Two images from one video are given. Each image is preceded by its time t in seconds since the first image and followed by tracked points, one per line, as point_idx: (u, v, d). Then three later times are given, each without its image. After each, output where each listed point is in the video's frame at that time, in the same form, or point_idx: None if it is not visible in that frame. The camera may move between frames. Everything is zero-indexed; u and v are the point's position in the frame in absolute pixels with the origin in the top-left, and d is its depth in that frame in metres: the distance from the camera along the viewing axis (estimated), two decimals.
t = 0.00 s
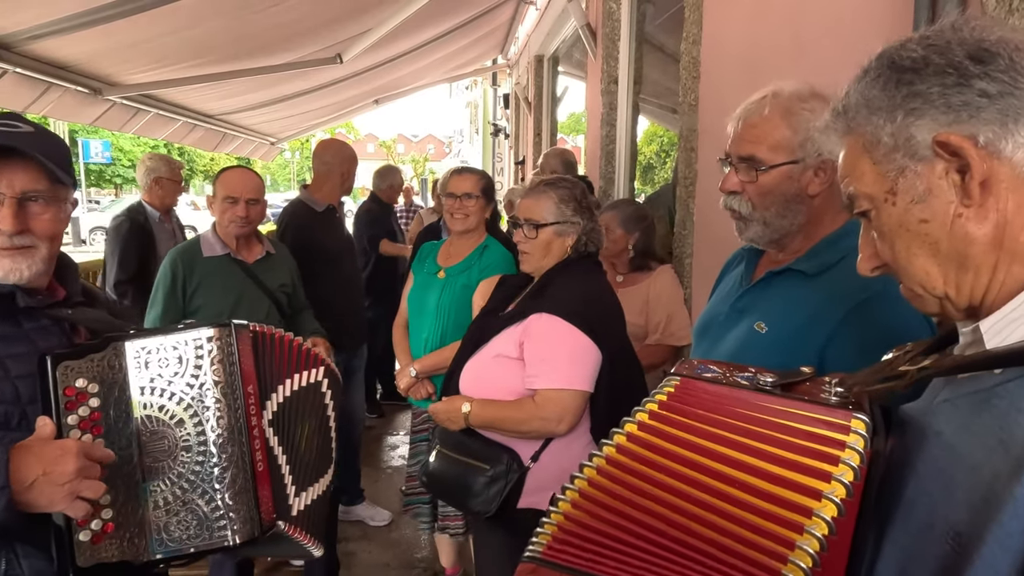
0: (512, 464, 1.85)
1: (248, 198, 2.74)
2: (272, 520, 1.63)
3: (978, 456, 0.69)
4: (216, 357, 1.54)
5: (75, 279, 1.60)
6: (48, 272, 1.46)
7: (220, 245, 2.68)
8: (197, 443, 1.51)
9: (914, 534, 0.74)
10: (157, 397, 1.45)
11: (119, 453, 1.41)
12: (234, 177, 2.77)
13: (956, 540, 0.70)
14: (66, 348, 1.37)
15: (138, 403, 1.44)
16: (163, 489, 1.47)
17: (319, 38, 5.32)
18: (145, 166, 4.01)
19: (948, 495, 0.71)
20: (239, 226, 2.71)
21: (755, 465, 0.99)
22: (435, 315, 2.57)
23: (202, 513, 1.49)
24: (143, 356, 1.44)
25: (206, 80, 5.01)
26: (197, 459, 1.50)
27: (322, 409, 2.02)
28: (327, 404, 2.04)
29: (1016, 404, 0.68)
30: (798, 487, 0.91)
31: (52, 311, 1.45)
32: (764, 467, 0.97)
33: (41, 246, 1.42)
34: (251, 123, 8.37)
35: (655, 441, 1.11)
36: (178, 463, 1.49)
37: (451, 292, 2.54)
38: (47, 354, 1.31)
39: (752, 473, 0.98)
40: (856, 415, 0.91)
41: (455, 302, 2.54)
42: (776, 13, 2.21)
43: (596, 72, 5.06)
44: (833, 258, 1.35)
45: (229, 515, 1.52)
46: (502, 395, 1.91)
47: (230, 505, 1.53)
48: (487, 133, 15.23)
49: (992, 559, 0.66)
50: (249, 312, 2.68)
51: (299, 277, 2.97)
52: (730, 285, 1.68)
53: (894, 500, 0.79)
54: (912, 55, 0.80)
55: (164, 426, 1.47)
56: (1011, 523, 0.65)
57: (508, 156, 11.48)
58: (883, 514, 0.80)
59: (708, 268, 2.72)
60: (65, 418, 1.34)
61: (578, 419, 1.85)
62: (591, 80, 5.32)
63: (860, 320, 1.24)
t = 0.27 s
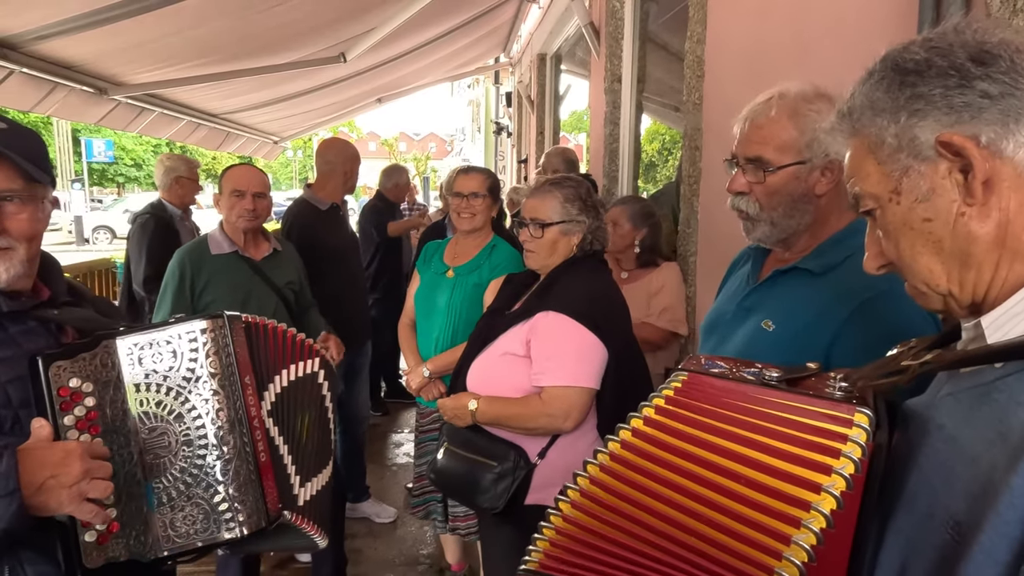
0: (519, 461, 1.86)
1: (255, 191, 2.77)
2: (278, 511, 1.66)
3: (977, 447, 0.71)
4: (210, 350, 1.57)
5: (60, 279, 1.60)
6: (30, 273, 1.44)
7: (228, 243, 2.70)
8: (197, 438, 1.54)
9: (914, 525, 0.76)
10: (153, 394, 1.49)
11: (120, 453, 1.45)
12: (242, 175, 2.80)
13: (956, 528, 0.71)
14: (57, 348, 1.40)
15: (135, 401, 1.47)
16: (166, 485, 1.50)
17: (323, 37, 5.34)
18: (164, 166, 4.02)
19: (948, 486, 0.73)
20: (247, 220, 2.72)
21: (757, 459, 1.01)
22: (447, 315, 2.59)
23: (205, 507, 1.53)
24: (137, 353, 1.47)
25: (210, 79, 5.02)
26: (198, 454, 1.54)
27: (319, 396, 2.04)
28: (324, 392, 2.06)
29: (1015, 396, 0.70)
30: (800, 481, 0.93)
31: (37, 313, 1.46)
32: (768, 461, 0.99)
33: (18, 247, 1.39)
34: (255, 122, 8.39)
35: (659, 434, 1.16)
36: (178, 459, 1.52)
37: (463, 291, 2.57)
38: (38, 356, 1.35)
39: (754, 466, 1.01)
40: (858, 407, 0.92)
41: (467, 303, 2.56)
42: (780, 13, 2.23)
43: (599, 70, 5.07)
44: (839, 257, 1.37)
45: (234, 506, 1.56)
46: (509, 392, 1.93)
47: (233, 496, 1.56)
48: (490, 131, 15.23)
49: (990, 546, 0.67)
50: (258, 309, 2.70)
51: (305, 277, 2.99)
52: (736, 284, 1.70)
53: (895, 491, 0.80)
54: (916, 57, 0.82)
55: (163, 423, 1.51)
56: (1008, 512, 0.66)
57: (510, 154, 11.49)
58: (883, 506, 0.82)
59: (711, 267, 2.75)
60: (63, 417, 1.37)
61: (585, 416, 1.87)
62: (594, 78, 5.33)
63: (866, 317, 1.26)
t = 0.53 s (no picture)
0: (525, 458, 1.88)
1: (262, 190, 2.78)
2: (284, 515, 1.70)
3: (977, 443, 0.73)
4: (215, 352, 1.60)
5: (60, 278, 1.51)
6: (15, 271, 1.36)
7: (234, 241, 2.72)
8: (202, 441, 1.56)
9: (917, 522, 0.78)
10: (157, 398, 1.49)
11: (124, 460, 1.43)
12: (250, 173, 2.81)
13: (957, 522, 0.74)
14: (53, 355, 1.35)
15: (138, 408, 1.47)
16: (171, 491, 1.51)
17: (327, 36, 5.35)
18: (182, 164, 4.02)
19: (949, 481, 0.75)
20: (255, 218, 2.75)
21: (758, 457, 1.02)
22: (447, 311, 2.61)
23: (212, 510, 1.55)
24: (139, 357, 1.48)
25: (214, 77, 5.04)
26: (202, 461, 1.56)
27: (320, 394, 2.05)
28: (325, 388, 2.05)
29: (1013, 393, 0.71)
30: (798, 477, 0.94)
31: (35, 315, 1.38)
32: (768, 458, 1.01)
33: None
34: (259, 120, 8.42)
35: (662, 432, 1.18)
36: (183, 465, 1.53)
37: (464, 288, 2.59)
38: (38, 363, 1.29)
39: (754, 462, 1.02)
40: (860, 404, 0.93)
41: (468, 301, 2.58)
42: (784, 12, 2.24)
43: (603, 68, 5.08)
44: (844, 257, 1.40)
45: (239, 509, 1.59)
46: (515, 390, 1.95)
47: (239, 499, 1.59)
48: (493, 129, 15.24)
49: (988, 540, 0.69)
50: (263, 308, 2.72)
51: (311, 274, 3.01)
52: (742, 282, 1.72)
53: (899, 486, 0.82)
54: (917, 59, 0.83)
55: (166, 428, 1.51)
56: (1006, 507, 0.68)
57: (513, 152, 11.49)
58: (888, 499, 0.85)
59: (714, 264, 2.76)
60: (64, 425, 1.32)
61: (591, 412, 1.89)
62: (597, 76, 5.33)
63: (871, 315, 1.28)
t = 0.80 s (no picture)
0: (529, 454, 1.89)
1: (263, 191, 2.79)
2: (280, 532, 1.62)
3: (980, 439, 0.74)
4: (204, 368, 1.46)
5: (61, 282, 1.53)
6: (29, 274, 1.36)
7: (237, 240, 2.74)
8: (193, 458, 1.46)
9: (919, 518, 0.79)
10: (144, 411, 1.40)
11: (111, 474, 1.36)
12: (254, 173, 2.82)
13: (960, 517, 0.75)
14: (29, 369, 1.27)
15: (129, 419, 1.39)
16: (164, 506, 1.43)
17: (329, 33, 5.36)
18: (198, 162, 4.03)
19: (951, 477, 0.76)
20: (255, 220, 2.76)
21: (761, 455, 1.03)
22: (443, 307, 2.63)
23: (204, 529, 1.47)
24: (127, 366, 1.39)
25: (217, 75, 5.05)
26: (194, 475, 1.46)
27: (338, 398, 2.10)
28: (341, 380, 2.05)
29: (1015, 389, 0.73)
30: (803, 473, 0.95)
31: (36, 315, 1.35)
32: (772, 457, 1.01)
33: (15, 246, 1.32)
34: (262, 118, 8.43)
35: (668, 430, 1.19)
36: (174, 480, 1.44)
37: (460, 285, 2.60)
38: (12, 380, 1.23)
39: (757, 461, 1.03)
40: (865, 400, 0.95)
41: (465, 294, 2.59)
42: (787, 10, 2.24)
43: (606, 65, 5.08)
44: (851, 257, 1.41)
45: (231, 531, 1.49)
46: (520, 387, 1.96)
47: (231, 520, 1.49)
48: (495, 126, 15.23)
49: (990, 535, 0.70)
50: (266, 307, 2.73)
51: (314, 271, 3.02)
52: (749, 280, 1.73)
53: (902, 481, 0.84)
54: (921, 58, 0.84)
55: (156, 441, 1.42)
56: (1007, 502, 0.69)
57: (516, 149, 11.49)
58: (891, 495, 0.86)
59: (718, 262, 2.78)
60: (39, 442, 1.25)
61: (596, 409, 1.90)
62: (600, 74, 5.33)
63: (882, 315, 1.29)
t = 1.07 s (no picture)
0: (537, 449, 1.91)
1: (270, 191, 2.79)
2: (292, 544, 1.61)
3: (995, 436, 0.75)
4: (218, 380, 1.43)
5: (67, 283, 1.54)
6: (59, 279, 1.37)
7: (244, 238, 2.76)
8: (206, 470, 1.42)
9: (940, 517, 0.81)
10: (156, 421, 1.37)
11: (124, 487, 1.31)
12: (261, 172, 2.82)
13: (976, 512, 0.76)
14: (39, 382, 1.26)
15: (141, 429, 1.36)
16: (176, 517, 1.39)
17: (333, 31, 5.37)
18: (212, 159, 4.05)
19: (968, 473, 0.77)
20: (263, 219, 2.78)
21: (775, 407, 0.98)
22: (446, 304, 2.64)
23: (217, 541, 1.43)
24: (140, 374, 1.36)
25: (221, 73, 5.06)
26: (207, 486, 1.42)
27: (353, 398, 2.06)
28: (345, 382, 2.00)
29: None
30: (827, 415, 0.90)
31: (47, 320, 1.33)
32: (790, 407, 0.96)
33: (59, 253, 1.34)
34: (265, 116, 8.45)
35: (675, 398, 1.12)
36: (187, 490, 1.40)
37: (463, 281, 2.60)
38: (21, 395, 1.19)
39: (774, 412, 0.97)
40: (875, 389, 0.97)
41: (467, 291, 2.60)
42: (792, 8, 2.25)
43: (609, 63, 5.09)
44: (861, 258, 1.42)
45: (245, 542, 1.46)
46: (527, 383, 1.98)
47: (245, 531, 1.46)
48: (497, 124, 15.22)
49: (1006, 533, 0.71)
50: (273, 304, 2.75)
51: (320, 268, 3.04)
52: (760, 281, 1.75)
53: (918, 476, 0.85)
54: (928, 55, 0.86)
55: (169, 451, 1.39)
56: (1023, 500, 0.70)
57: (519, 147, 11.49)
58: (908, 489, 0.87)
59: (722, 259, 2.79)
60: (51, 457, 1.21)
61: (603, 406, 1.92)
62: (604, 71, 5.34)
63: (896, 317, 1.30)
